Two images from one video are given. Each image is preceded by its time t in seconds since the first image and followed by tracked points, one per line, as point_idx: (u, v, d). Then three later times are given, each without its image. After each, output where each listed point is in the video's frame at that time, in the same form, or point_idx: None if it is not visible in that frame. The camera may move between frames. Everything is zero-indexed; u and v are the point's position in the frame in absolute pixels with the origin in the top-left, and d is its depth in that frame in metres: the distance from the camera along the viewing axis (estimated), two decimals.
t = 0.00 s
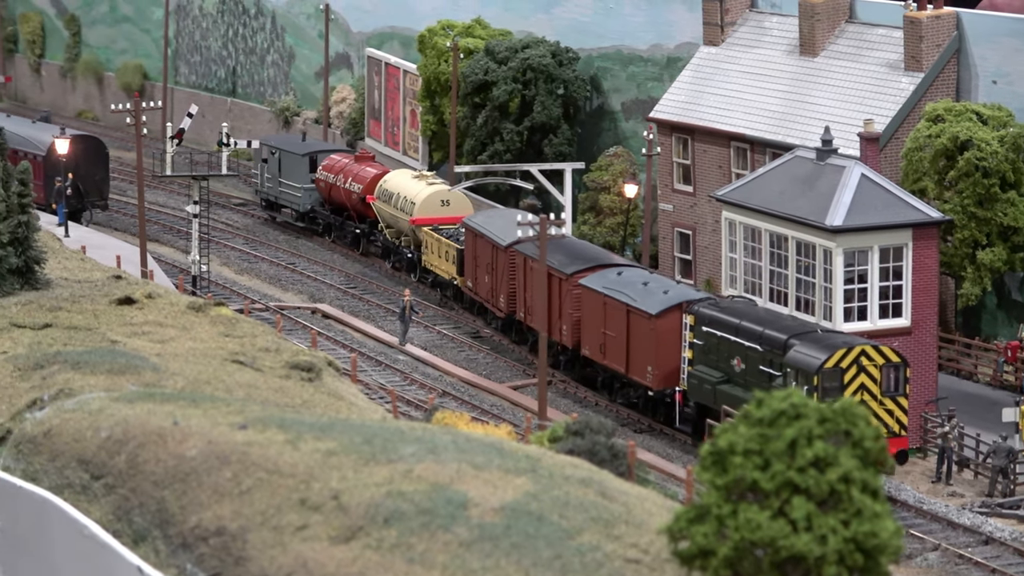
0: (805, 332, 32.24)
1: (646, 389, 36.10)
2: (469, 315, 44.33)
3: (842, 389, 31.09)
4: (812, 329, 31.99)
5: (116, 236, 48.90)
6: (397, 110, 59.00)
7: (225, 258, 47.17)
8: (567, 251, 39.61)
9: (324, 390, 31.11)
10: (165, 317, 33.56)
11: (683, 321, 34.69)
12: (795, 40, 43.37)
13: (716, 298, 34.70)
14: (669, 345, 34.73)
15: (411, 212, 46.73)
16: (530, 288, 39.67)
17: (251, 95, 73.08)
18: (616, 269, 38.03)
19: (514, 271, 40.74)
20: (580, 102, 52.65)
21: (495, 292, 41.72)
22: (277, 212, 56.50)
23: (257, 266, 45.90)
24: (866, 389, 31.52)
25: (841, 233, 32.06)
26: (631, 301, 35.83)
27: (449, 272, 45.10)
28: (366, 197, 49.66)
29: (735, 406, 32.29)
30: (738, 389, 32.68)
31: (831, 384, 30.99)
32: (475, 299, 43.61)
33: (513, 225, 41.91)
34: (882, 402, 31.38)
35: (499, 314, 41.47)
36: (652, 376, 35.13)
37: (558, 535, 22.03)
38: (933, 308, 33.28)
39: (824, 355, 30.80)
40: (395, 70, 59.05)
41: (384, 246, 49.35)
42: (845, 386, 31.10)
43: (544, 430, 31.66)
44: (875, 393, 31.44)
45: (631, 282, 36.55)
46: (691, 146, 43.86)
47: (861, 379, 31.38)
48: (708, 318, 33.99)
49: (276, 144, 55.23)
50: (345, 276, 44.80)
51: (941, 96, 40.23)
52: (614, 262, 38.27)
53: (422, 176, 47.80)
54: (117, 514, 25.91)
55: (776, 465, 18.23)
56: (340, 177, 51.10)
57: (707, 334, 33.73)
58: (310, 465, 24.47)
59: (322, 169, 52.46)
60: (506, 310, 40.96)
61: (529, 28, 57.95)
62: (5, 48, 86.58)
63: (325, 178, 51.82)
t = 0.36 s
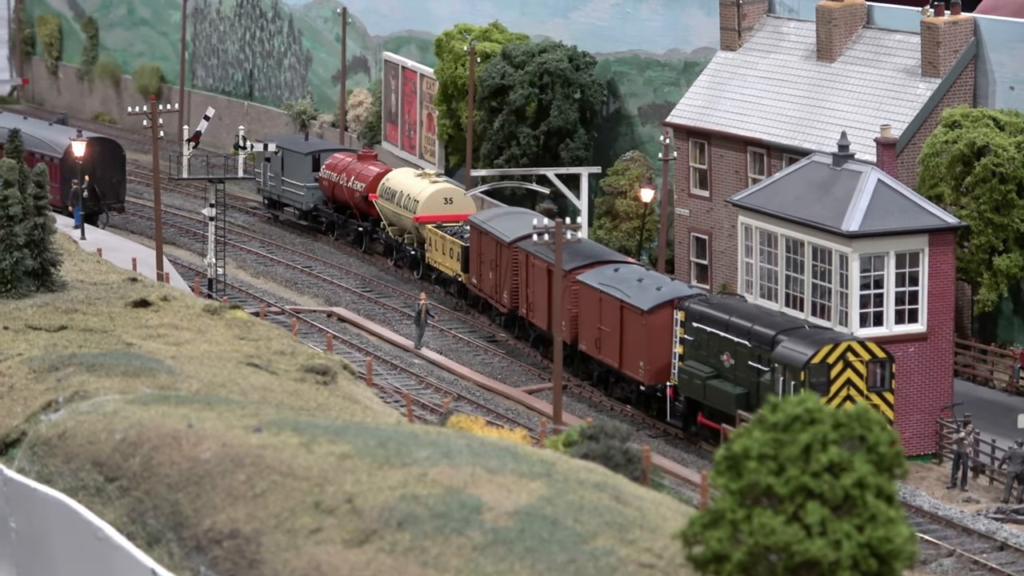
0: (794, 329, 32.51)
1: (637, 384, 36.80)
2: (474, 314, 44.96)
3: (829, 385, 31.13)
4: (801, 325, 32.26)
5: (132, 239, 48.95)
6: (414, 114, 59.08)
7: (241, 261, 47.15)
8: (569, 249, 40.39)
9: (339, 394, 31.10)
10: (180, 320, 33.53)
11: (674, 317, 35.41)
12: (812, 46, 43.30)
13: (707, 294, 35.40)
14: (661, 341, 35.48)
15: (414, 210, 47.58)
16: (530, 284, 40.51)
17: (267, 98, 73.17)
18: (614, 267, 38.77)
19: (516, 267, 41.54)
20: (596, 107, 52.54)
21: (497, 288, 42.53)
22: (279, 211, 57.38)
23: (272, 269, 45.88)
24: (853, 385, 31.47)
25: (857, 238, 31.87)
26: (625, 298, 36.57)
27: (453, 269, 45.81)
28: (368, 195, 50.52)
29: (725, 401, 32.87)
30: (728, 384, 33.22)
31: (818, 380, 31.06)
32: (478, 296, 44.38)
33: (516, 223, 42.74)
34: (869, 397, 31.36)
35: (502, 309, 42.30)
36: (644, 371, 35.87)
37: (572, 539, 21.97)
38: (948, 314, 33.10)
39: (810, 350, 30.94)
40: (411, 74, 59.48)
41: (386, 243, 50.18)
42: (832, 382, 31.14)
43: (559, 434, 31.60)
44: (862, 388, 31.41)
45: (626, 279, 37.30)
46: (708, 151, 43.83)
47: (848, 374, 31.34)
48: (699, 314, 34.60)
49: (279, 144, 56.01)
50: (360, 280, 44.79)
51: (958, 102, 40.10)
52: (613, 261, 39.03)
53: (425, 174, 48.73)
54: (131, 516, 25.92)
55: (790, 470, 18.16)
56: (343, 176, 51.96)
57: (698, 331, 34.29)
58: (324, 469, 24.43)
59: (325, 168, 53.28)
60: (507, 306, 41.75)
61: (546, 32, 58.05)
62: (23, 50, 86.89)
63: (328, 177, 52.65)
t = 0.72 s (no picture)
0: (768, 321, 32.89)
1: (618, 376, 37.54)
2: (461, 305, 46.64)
3: (800, 376, 31.37)
4: (775, 319, 32.64)
5: (138, 243, 48.94)
6: (417, 117, 58.94)
7: (245, 264, 47.14)
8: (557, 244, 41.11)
9: (340, 396, 31.10)
10: (181, 322, 33.46)
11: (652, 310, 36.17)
12: (815, 48, 43.21)
13: (684, 288, 36.02)
14: (638, 334, 36.26)
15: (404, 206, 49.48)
16: (518, 278, 41.53)
17: (271, 101, 73.32)
18: (598, 261, 39.47)
19: (507, 263, 42.45)
20: (600, 109, 52.56)
21: (489, 284, 43.47)
22: (268, 208, 59.59)
23: (276, 272, 45.89)
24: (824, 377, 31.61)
25: (859, 241, 31.72)
26: (605, 292, 37.31)
27: (442, 264, 47.33)
28: (356, 192, 52.70)
29: (699, 392, 33.45)
30: (702, 376, 33.76)
31: (789, 372, 31.32)
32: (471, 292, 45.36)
33: (505, 219, 43.90)
34: (839, 389, 31.54)
35: (494, 304, 43.23)
36: (622, 364, 36.63)
37: (572, 541, 21.92)
38: (950, 317, 32.95)
39: (782, 343, 31.19)
40: (415, 77, 59.40)
41: (374, 240, 52.03)
42: (803, 374, 31.38)
43: (560, 437, 31.53)
44: (833, 380, 31.59)
45: (607, 274, 38.04)
46: (711, 154, 43.77)
47: (819, 366, 31.50)
48: (675, 308, 35.18)
49: (268, 142, 58.30)
50: (364, 282, 44.78)
51: (961, 105, 39.99)
52: (598, 255, 39.74)
53: (414, 172, 50.70)
54: (131, 518, 25.92)
55: (790, 473, 18.04)
56: (333, 173, 54.08)
57: (675, 323, 34.86)
58: (324, 470, 24.38)
59: (315, 165, 55.46)
60: (499, 301, 42.73)
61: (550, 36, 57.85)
62: (28, 53, 87.91)
63: (319, 174, 54.83)
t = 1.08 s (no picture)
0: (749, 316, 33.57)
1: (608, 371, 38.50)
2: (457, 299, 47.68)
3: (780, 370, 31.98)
4: (756, 313, 33.32)
5: (146, 246, 48.95)
6: (426, 121, 58.74)
7: (254, 267, 47.18)
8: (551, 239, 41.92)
9: (350, 400, 31.14)
10: (191, 326, 33.44)
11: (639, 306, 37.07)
12: (824, 53, 43.25)
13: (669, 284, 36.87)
14: (628, 330, 37.21)
15: (399, 204, 50.17)
16: (514, 275, 42.48)
17: (281, 105, 73.30)
18: (590, 257, 40.28)
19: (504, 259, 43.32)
20: (609, 113, 52.60)
21: (487, 280, 44.38)
22: (261, 207, 60.62)
23: (286, 275, 45.91)
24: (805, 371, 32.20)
25: (869, 246, 31.71)
26: (596, 288, 38.25)
27: (438, 261, 48.06)
28: (351, 190, 53.64)
29: (683, 386, 34.28)
30: (686, 370, 34.56)
31: (769, 366, 31.91)
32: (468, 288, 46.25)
33: (503, 216, 44.53)
34: (819, 383, 32.12)
35: (491, 300, 44.20)
36: (612, 358, 37.57)
37: (584, 546, 21.89)
38: (960, 322, 33.02)
39: (762, 337, 31.81)
40: (424, 80, 58.96)
41: (369, 237, 52.99)
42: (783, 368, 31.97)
43: (570, 441, 31.53)
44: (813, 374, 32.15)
45: (599, 269, 38.98)
46: (721, 158, 43.63)
47: (799, 360, 32.07)
48: (660, 303, 35.97)
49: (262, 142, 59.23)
50: (373, 286, 44.82)
51: (971, 110, 39.99)
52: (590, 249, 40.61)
53: (408, 171, 51.55)
54: (143, 523, 25.96)
55: (802, 478, 18.13)
56: (327, 172, 55.10)
57: (660, 318, 35.66)
58: (336, 475, 24.40)
59: (310, 165, 56.56)
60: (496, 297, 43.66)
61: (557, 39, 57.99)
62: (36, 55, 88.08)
63: (314, 174, 55.90)
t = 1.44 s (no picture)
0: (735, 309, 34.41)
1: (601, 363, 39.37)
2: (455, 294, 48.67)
3: (762, 361, 32.71)
4: (740, 306, 34.16)
5: (158, 249, 49.00)
6: (439, 124, 58.83)
7: (266, 270, 47.24)
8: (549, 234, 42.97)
9: (363, 403, 31.18)
10: (204, 328, 33.46)
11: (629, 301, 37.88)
12: (837, 57, 43.20)
13: (658, 278, 37.73)
14: (621, 323, 38.00)
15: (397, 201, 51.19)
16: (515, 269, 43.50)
17: (293, 108, 73.37)
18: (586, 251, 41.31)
19: (504, 254, 44.36)
20: (622, 116, 52.44)
21: (486, 276, 45.38)
22: (257, 205, 61.45)
23: (298, 278, 45.95)
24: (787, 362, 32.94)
25: (882, 249, 31.74)
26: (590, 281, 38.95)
27: (436, 256, 49.00)
28: (349, 187, 54.49)
29: (670, 377, 35.11)
30: (673, 361, 35.41)
31: (752, 357, 32.66)
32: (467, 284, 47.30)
33: (502, 213, 45.68)
34: (801, 373, 32.82)
35: (491, 295, 45.16)
36: (606, 350, 38.49)
37: (596, 549, 21.84)
38: (973, 326, 32.96)
39: (745, 329, 32.59)
40: (437, 83, 58.99)
41: (367, 234, 53.88)
42: (765, 359, 32.70)
43: (583, 443, 31.50)
44: (795, 365, 32.86)
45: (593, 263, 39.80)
46: (733, 160, 43.56)
47: (781, 351, 32.80)
48: (649, 297, 36.88)
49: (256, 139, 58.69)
50: (385, 288, 44.87)
51: (984, 114, 39.77)
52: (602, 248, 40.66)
53: (404, 168, 52.55)
54: (155, 525, 25.94)
55: (814, 481, 17.93)
56: (325, 170, 56.06)
57: (649, 312, 36.57)
58: (348, 478, 24.45)
59: (308, 163, 57.54)
60: (496, 292, 44.71)
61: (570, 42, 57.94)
62: (50, 58, 88.08)
63: (311, 171, 56.89)
